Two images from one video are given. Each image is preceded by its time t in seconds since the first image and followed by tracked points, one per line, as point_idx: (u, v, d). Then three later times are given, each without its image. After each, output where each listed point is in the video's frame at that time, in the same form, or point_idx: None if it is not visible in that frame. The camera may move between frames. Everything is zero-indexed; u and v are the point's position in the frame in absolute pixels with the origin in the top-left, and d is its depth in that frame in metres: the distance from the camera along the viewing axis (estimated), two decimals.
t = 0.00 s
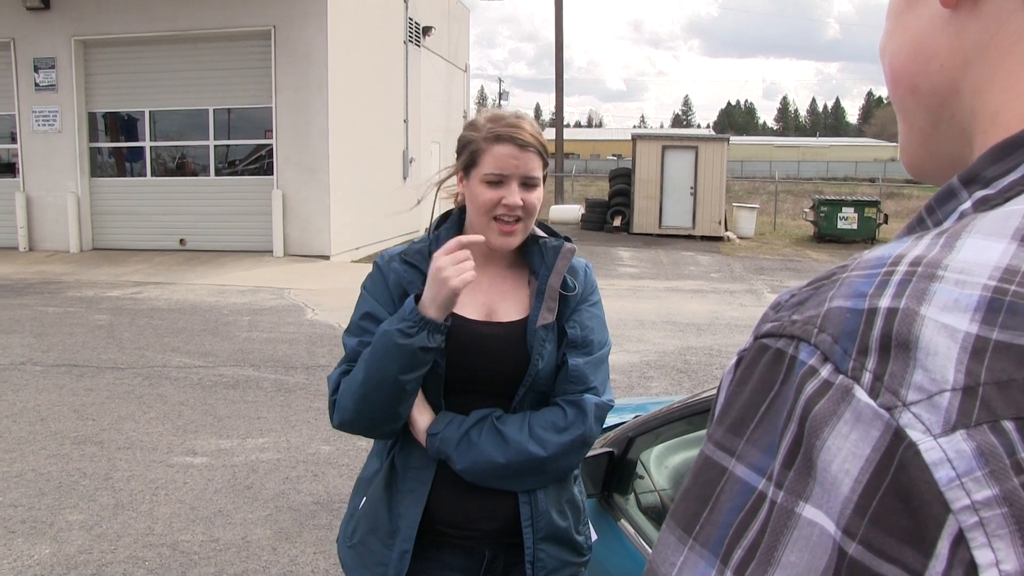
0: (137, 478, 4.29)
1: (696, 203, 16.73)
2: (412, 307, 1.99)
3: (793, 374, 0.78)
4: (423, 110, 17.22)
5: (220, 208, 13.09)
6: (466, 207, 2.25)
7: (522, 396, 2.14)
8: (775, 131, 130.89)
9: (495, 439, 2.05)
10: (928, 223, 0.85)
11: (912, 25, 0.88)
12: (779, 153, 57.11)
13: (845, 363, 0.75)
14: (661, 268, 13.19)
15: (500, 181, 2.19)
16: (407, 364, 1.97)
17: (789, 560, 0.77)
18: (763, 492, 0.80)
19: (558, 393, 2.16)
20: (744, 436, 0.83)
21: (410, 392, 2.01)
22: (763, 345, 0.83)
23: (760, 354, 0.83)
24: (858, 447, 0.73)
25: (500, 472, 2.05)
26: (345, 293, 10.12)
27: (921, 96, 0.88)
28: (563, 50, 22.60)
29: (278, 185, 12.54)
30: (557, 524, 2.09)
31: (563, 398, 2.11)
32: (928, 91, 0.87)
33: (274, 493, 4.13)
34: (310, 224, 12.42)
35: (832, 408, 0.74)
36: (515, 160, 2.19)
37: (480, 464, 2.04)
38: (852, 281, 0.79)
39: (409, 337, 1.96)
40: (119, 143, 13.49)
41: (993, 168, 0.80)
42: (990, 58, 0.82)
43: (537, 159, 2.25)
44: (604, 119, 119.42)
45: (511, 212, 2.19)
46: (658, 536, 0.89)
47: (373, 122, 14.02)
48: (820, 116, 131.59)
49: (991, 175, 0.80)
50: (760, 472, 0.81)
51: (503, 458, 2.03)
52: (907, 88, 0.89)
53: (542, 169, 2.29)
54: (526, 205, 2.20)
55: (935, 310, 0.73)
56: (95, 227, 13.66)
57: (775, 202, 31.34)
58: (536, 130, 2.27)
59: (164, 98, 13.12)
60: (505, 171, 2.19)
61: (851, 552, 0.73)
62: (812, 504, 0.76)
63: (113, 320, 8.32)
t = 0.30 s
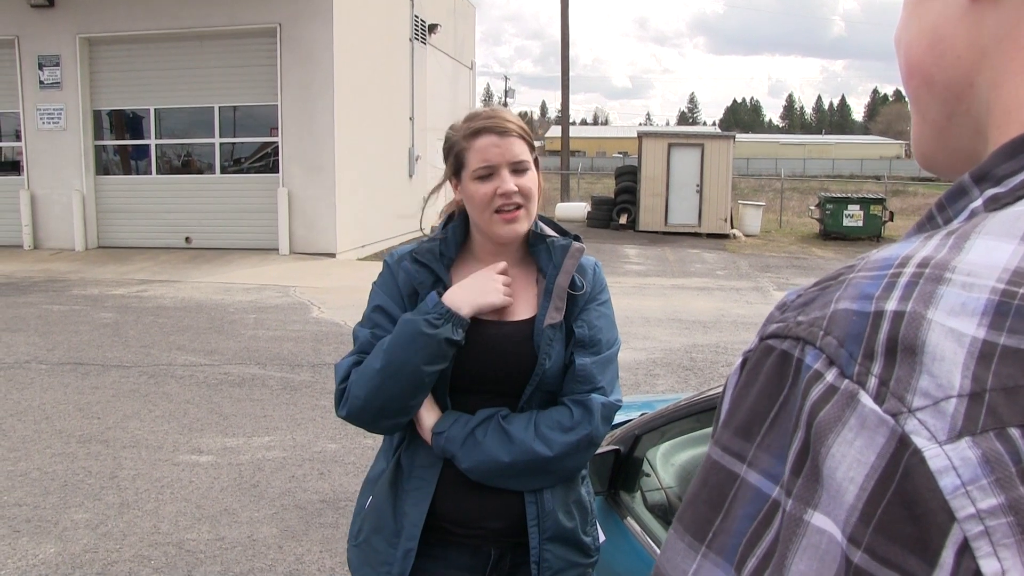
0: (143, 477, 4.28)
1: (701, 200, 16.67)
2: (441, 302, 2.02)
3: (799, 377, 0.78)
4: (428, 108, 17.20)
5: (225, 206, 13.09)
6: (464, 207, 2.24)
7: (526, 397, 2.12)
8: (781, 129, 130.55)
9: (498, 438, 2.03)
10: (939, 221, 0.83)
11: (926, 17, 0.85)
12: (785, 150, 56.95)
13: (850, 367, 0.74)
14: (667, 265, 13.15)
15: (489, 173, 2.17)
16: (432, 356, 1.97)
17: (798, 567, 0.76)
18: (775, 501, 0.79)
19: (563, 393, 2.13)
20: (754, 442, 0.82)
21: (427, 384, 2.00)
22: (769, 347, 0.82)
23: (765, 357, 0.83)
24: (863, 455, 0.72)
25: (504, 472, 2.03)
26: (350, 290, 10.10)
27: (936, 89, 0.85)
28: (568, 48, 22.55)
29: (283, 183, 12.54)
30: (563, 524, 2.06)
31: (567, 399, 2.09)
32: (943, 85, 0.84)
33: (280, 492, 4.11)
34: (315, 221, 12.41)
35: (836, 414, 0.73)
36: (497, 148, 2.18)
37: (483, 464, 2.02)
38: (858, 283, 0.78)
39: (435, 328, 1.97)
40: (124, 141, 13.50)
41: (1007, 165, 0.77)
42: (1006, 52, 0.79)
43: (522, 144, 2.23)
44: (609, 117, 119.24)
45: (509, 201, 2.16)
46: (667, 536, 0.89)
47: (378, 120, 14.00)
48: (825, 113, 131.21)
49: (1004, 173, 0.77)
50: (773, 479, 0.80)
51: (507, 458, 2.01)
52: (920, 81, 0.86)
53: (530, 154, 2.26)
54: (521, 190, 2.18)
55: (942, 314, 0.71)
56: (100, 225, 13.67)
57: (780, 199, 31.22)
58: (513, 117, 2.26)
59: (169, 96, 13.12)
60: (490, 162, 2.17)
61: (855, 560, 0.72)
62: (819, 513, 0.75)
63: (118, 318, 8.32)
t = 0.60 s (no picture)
0: (140, 479, 4.26)
1: (699, 199, 16.67)
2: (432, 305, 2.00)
3: (800, 382, 0.77)
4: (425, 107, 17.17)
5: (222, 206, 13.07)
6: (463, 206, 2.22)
7: (524, 399, 2.10)
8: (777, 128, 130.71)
9: (494, 439, 2.02)
10: (940, 220, 0.82)
11: (925, 15, 0.84)
12: (781, 149, 57.06)
13: (851, 371, 0.73)
14: (666, 264, 13.14)
15: (488, 172, 2.16)
16: (423, 360, 1.96)
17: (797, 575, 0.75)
18: (778, 509, 0.78)
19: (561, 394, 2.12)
20: (755, 447, 0.81)
21: (421, 386, 1.99)
22: (768, 349, 0.81)
23: (764, 358, 0.82)
24: (863, 460, 0.71)
25: (501, 472, 2.01)
26: (348, 290, 10.09)
27: (936, 88, 0.84)
28: (565, 47, 22.53)
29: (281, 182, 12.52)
30: (558, 525, 2.04)
31: (565, 400, 2.07)
32: (943, 84, 0.83)
33: (279, 492, 4.10)
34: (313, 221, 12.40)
35: (837, 420, 0.72)
36: (497, 146, 2.16)
37: (478, 465, 2.01)
38: (859, 285, 0.77)
39: (427, 332, 1.96)
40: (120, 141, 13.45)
41: (1007, 164, 0.76)
42: (1006, 52, 0.78)
43: (522, 142, 2.21)
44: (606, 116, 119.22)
45: (508, 199, 2.14)
46: (667, 542, 0.89)
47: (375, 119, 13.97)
48: (822, 112, 131.29)
49: (1004, 172, 0.76)
50: (776, 486, 0.79)
51: (501, 459, 2.00)
52: (919, 81, 0.85)
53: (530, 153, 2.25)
54: (521, 188, 2.16)
55: (943, 318, 0.71)
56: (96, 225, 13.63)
57: (778, 198, 31.24)
58: (513, 115, 2.25)
59: (166, 96, 13.08)
60: (490, 161, 2.16)
61: (857, 568, 0.71)
62: (820, 520, 0.74)
63: (115, 319, 8.29)
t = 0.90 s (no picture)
0: (130, 477, 4.25)
1: (690, 197, 16.70)
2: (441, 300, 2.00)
3: (778, 381, 0.77)
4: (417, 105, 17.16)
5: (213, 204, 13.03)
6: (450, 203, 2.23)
7: (518, 390, 2.11)
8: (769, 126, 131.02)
9: (496, 429, 2.02)
10: (923, 217, 0.83)
11: (908, 12, 0.85)
12: (773, 148, 57.18)
13: (831, 371, 0.74)
14: (657, 262, 13.16)
15: (476, 170, 2.17)
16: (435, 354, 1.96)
17: None
18: (758, 510, 0.79)
19: (551, 386, 2.14)
20: (734, 447, 0.82)
21: (427, 380, 1.98)
22: (749, 347, 0.82)
23: (745, 357, 0.82)
24: (844, 460, 0.71)
25: (504, 463, 2.02)
26: (340, 288, 10.07)
27: (920, 86, 0.85)
28: (557, 45, 22.54)
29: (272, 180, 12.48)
30: (555, 513, 2.07)
31: (559, 390, 2.10)
32: (926, 81, 0.84)
33: (269, 491, 4.10)
34: (304, 220, 12.37)
35: (816, 420, 0.73)
36: (484, 145, 2.19)
37: (482, 457, 2.00)
38: (839, 283, 0.78)
39: (440, 327, 1.96)
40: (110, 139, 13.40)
41: (991, 160, 0.78)
42: (990, 46, 0.79)
43: (506, 141, 2.24)
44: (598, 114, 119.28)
45: (497, 196, 2.17)
46: (648, 543, 0.90)
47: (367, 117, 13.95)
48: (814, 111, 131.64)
49: (987, 168, 0.78)
50: (755, 487, 0.80)
51: (506, 449, 2.00)
52: (903, 78, 0.86)
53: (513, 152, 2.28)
54: (509, 185, 2.19)
55: (924, 315, 0.71)
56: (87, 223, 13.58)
57: (769, 196, 31.33)
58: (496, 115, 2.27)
59: (157, 93, 13.03)
60: (478, 159, 2.18)
61: (837, 569, 0.71)
62: (800, 521, 0.74)
63: (105, 317, 8.26)
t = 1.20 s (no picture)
0: (130, 470, 4.28)
1: (690, 193, 16.72)
2: (412, 289, 2.03)
3: (775, 371, 0.77)
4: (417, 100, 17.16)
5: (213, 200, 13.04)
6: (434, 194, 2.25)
7: (491, 379, 2.13)
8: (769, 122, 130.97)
9: (463, 419, 2.05)
10: (926, 207, 0.83)
11: None
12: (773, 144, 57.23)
13: (829, 361, 0.74)
14: (656, 258, 13.19)
15: (459, 160, 2.19)
16: (402, 341, 1.99)
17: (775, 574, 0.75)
18: (753, 504, 0.79)
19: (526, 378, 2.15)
20: (729, 439, 0.82)
21: (396, 368, 2.02)
22: (744, 338, 0.82)
23: (740, 348, 0.82)
24: (841, 453, 0.71)
25: (468, 453, 2.04)
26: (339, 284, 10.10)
27: (923, 74, 0.84)
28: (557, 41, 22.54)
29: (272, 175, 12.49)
30: (526, 507, 2.07)
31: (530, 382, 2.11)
32: (930, 67, 0.83)
33: (267, 485, 4.13)
34: (303, 215, 12.39)
35: (814, 411, 0.73)
36: (467, 135, 2.20)
37: (448, 445, 2.03)
38: (838, 273, 0.78)
39: (408, 315, 2.00)
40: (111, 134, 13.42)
41: (995, 149, 0.77)
42: (995, 30, 0.78)
43: (489, 132, 2.26)
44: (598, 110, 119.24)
45: (479, 185, 2.18)
46: (637, 541, 0.90)
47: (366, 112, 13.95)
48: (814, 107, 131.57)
49: (992, 157, 0.77)
50: (749, 481, 0.80)
51: (471, 438, 2.03)
52: (904, 66, 0.85)
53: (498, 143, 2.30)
54: (491, 176, 2.20)
55: (926, 306, 0.71)
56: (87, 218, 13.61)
57: (769, 192, 31.38)
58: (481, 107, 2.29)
59: (157, 89, 13.04)
60: (460, 149, 2.19)
61: (835, 567, 0.71)
62: (797, 516, 0.74)
63: (105, 312, 8.29)
